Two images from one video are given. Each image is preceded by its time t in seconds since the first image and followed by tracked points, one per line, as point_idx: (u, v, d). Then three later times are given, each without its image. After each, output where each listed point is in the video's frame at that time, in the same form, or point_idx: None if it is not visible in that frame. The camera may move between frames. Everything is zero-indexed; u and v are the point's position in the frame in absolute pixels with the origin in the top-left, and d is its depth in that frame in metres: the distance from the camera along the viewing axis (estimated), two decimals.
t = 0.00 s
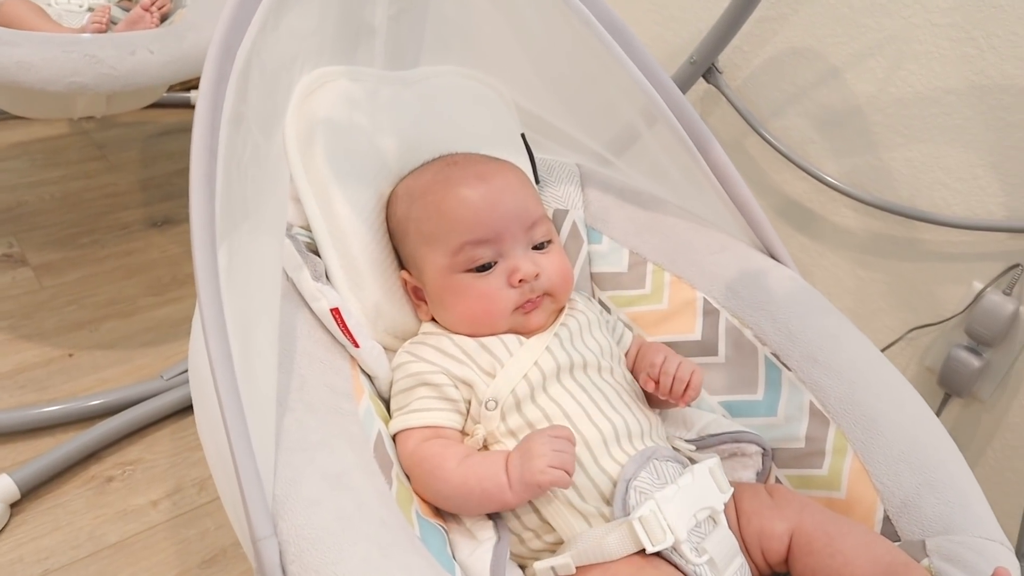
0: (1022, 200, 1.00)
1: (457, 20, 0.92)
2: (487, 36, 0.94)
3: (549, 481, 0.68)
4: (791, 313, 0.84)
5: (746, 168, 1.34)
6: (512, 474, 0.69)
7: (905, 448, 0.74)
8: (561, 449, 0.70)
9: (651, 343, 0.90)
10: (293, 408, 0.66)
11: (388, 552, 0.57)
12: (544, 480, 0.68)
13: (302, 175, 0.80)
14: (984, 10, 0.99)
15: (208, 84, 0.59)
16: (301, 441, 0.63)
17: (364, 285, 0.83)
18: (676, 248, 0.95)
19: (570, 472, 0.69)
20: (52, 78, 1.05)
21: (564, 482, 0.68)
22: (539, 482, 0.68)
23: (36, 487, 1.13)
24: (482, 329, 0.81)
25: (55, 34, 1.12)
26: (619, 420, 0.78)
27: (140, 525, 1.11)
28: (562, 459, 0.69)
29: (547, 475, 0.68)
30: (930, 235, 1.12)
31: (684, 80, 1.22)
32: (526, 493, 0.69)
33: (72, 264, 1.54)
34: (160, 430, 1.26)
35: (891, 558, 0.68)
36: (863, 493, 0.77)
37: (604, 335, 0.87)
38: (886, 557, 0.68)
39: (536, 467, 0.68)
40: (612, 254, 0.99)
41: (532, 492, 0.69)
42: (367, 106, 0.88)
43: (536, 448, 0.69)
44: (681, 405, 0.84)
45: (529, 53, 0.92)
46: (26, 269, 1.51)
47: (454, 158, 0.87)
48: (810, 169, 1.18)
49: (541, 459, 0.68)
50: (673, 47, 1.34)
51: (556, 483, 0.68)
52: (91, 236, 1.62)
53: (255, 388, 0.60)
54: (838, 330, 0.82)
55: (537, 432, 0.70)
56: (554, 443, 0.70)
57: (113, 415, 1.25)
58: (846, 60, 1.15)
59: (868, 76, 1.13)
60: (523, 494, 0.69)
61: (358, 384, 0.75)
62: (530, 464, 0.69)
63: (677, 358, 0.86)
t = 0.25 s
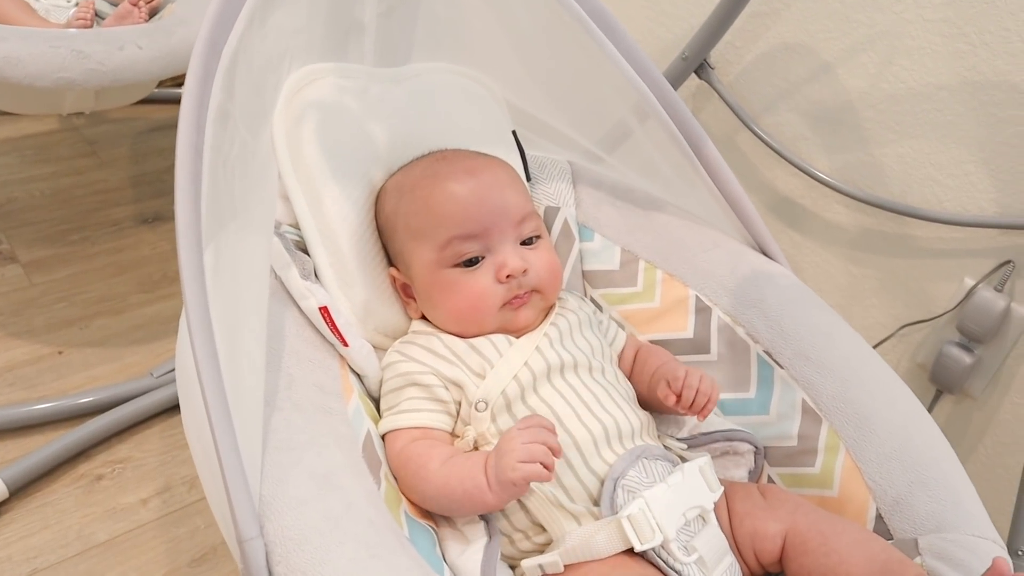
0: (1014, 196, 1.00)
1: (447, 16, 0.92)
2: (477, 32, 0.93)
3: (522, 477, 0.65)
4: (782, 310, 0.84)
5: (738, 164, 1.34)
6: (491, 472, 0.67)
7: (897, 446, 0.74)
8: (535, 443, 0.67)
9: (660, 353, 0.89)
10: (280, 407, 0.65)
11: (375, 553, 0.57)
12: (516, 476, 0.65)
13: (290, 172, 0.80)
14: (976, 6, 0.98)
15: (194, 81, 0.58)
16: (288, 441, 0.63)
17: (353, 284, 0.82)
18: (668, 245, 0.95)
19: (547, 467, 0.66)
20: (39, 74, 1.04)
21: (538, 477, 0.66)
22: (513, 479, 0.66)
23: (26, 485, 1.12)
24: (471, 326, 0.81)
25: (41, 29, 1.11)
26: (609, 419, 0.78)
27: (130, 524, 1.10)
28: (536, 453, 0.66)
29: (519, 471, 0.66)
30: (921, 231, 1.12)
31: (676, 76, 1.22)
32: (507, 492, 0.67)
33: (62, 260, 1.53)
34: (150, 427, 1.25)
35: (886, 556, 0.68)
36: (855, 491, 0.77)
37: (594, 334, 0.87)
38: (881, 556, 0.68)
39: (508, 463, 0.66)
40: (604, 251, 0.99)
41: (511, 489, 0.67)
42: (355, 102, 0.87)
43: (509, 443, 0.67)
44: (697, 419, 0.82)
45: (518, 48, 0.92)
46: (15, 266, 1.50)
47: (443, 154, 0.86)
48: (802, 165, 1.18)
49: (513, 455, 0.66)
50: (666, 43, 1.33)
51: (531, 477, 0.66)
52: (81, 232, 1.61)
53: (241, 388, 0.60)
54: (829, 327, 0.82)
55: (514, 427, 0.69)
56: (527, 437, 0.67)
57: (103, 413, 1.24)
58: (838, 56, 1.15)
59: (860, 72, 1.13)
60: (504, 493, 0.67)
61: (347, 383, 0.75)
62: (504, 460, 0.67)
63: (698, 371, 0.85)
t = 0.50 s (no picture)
0: (1004, 197, 1.01)
1: (439, 16, 0.92)
2: (470, 32, 0.93)
3: (523, 469, 0.67)
4: (772, 308, 0.84)
5: (732, 164, 1.35)
6: (490, 464, 0.69)
7: (884, 443, 0.75)
8: (536, 437, 0.68)
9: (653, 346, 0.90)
10: (272, 404, 0.65)
11: (366, 549, 0.57)
12: (517, 468, 0.67)
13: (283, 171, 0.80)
14: (966, 7, 0.99)
15: (186, 79, 0.59)
16: (280, 438, 0.63)
17: (347, 281, 0.83)
18: (659, 244, 0.95)
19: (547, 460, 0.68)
20: (34, 73, 1.04)
21: (538, 469, 0.67)
22: (514, 472, 0.67)
23: (20, 485, 1.12)
24: (463, 324, 0.81)
25: (36, 28, 1.11)
26: (602, 416, 0.78)
27: (124, 523, 1.10)
28: (536, 447, 0.68)
29: (520, 464, 0.67)
30: (913, 230, 1.12)
31: (669, 77, 1.22)
32: (506, 484, 0.68)
33: (57, 260, 1.53)
34: (145, 427, 1.25)
35: (872, 551, 0.68)
36: (842, 488, 0.77)
37: (586, 332, 0.88)
38: (868, 550, 0.68)
39: (509, 456, 0.67)
40: (595, 249, 0.99)
41: (511, 482, 0.68)
42: (348, 101, 0.88)
43: (509, 437, 0.68)
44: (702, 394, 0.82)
45: (511, 48, 0.92)
46: (10, 265, 1.50)
47: (436, 153, 0.87)
48: (794, 165, 1.18)
49: (513, 449, 0.68)
50: (660, 44, 1.33)
51: (531, 471, 0.67)
52: (77, 232, 1.61)
53: (233, 386, 0.60)
54: (818, 325, 0.83)
55: (513, 422, 0.70)
56: (527, 431, 0.68)
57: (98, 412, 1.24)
58: (830, 57, 1.16)
59: (852, 73, 1.14)
60: (502, 485, 0.68)
61: (339, 380, 0.75)
62: (504, 454, 0.68)
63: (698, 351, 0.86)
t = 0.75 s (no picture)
0: (1004, 196, 1.00)
1: (436, 19, 0.92)
2: (467, 34, 0.93)
3: (526, 471, 0.70)
4: (768, 308, 0.84)
5: (731, 165, 1.34)
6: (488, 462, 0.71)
7: (880, 443, 0.74)
8: (540, 443, 0.72)
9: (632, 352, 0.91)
10: (266, 406, 0.66)
11: (359, 551, 0.57)
12: (519, 468, 0.70)
13: (278, 173, 0.80)
14: (965, 6, 0.99)
15: (180, 83, 0.59)
16: (273, 440, 0.63)
17: (342, 284, 0.83)
18: (656, 245, 0.95)
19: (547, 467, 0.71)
20: (34, 79, 1.04)
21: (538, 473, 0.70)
22: (514, 471, 0.70)
23: (23, 490, 1.12)
24: (460, 327, 0.81)
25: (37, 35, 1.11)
26: (598, 418, 0.78)
27: (126, 528, 1.10)
28: (540, 452, 0.71)
29: (522, 466, 0.70)
30: (913, 230, 1.12)
31: (668, 78, 1.22)
32: (501, 482, 0.71)
33: (60, 266, 1.53)
34: (147, 432, 1.26)
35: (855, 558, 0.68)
36: (837, 488, 0.77)
37: (583, 333, 0.87)
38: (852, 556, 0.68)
39: (513, 455, 0.70)
40: (591, 249, 0.99)
41: (504, 482, 0.71)
42: (346, 105, 0.88)
43: (516, 437, 0.72)
44: (663, 411, 0.84)
45: (507, 50, 0.92)
46: (13, 271, 1.50)
47: (435, 156, 0.87)
48: (793, 165, 1.18)
49: (519, 450, 0.71)
50: (659, 45, 1.33)
51: (533, 473, 0.70)
52: (80, 238, 1.61)
53: (227, 388, 0.60)
54: (815, 324, 0.82)
55: (520, 425, 0.73)
56: (534, 436, 0.72)
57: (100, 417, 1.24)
58: (829, 57, 1.15)
59: (851, 73, 1.13)
60: (497, 483, 0.71)
61: (334, 382, 0.75)
62: (507, 453, 0.71)
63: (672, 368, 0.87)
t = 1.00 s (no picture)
0: (998, 193, 1.01)
1: (431, 21, 0.92)
2: (462, 36, 0.94)
3: (526, 462, 0.70)
4: (765, 306, 0.85)
5: (727, 164, 1.35)
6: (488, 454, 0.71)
7: (876, 438, 0.75)
8: (539, 434, 0.71)
9: (625, 350, 0.91)
10: (265, 408, 0.66)
11: (359, 551, 0.57)
12: (519, 460, 0.69)
13: (274, 174, 0.81)
14: (958, 4, 0.99)
15: (176, 86, 0.59)
16: (273, 441, 0.63)
17: (339, 285, 0.83)
18: (652, 244, 0.95)
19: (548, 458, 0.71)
20: (31, 85, 1.05)
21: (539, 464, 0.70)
22: (515, 463, 0.70)
23: (23, 495, 1.12)
24: (457, 323, 0.81)
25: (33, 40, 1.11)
26: (597, 416, 0.78)
27: (126, 532, 1.10)
28: (540, 444, 0.71)
29: (522, 457, 0.70)
30: (909, 227, 1.12)
31: (663, 78, 1.23)
32: (501, 474, 0.70)
33: (57, 271, 1.53)
34: (146, 436, 1.26)
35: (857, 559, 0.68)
36: (834, 483, 0.77)
37: (580, 332, 0.88)
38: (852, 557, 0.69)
39: (513, 446, 0.70)
40: (589, 248, 0.99)
41: (506, 474, 0.71)
42: (344, 107, 0.88)
43: (516, 429, 0.71)
44: (668, 402, 0.85)
45: (502, 51, 0.92)
46: (10, 276, 1.50)
47: (441, 156, 0.88)
48: (788, 163, 1.18)
49: (518, 442, 0.70)
50: (653, 45, 1.34)
51: (532, 463, 0.70)
52: (78, 242, 1.61)
53: (226, 390, 0.60)
54: (812, 321, 0.83)
55: (517, 418, 0.73)
56: (532, 428, 0.71)
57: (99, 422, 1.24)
58: (823, 55, 1.16)
59: (845, 71, 1.14)
60: (497, 476, 0.71)
61: (333, 383, 0.75)
62: (506, 446, 0.70)
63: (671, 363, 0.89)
